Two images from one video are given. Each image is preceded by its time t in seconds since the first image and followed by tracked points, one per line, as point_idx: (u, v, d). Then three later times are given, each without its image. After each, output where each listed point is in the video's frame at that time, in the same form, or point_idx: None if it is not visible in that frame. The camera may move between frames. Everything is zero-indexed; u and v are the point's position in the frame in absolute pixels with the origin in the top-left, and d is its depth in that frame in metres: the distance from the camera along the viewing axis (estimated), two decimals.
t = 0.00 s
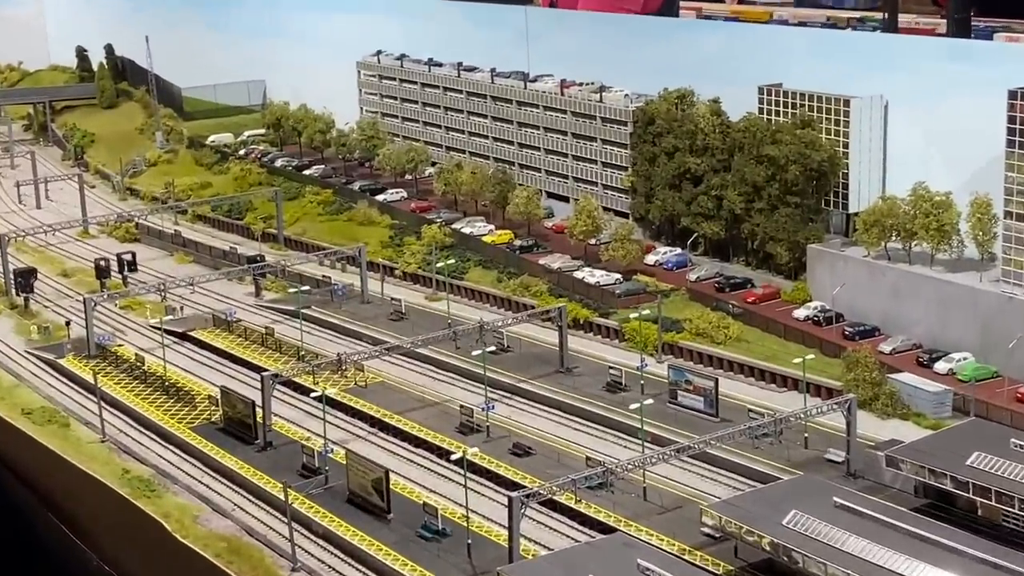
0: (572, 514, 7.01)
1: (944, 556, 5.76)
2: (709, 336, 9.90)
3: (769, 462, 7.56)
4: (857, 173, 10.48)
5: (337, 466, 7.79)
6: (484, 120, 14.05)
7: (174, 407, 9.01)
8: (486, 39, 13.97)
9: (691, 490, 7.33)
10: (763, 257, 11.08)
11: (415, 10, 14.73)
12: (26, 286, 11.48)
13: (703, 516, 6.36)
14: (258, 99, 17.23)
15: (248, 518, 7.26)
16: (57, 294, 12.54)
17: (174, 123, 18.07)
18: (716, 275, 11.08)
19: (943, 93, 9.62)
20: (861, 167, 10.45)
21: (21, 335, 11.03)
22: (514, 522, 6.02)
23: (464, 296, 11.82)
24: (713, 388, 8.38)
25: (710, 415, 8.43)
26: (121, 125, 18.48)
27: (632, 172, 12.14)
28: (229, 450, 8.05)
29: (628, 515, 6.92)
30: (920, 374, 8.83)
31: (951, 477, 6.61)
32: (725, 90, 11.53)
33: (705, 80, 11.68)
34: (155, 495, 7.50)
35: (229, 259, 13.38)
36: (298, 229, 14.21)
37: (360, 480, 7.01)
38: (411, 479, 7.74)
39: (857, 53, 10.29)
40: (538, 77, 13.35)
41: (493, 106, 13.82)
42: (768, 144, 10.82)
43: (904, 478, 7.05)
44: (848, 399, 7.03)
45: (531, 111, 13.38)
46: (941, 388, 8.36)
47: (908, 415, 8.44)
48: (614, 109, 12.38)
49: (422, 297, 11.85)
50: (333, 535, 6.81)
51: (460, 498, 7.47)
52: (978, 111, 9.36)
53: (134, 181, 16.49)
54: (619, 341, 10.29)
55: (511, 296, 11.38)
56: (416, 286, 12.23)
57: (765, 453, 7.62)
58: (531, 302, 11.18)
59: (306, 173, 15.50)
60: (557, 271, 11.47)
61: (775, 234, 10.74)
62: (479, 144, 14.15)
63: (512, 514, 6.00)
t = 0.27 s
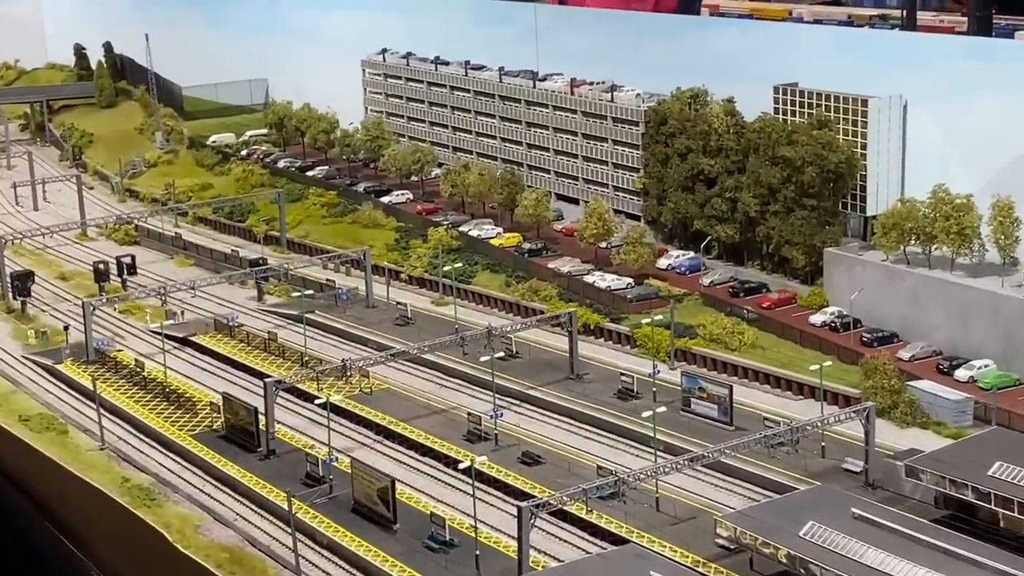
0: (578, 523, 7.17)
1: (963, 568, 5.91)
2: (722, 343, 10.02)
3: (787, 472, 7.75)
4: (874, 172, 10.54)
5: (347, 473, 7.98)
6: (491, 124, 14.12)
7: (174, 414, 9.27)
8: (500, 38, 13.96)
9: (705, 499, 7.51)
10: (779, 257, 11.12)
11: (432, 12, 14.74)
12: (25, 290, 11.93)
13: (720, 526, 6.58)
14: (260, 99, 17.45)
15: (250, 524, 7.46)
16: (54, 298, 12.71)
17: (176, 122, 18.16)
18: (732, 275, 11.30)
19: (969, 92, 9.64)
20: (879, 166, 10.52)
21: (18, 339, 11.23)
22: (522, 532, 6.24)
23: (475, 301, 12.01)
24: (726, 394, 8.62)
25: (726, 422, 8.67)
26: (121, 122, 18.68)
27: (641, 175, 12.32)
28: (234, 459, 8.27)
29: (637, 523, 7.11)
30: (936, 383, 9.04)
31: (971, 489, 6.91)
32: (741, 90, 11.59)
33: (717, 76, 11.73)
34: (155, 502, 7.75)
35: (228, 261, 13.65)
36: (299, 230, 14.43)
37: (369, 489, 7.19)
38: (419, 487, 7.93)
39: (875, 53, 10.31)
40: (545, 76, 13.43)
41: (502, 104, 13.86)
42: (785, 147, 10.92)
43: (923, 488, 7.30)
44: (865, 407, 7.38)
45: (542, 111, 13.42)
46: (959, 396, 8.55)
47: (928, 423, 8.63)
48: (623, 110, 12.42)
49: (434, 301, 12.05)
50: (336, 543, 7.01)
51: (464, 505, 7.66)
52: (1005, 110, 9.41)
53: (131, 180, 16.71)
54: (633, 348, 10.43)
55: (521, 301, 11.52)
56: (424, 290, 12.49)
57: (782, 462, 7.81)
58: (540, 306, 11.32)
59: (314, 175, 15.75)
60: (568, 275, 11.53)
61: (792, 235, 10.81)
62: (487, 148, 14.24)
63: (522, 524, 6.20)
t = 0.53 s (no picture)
0: (582, 535, 9.42)
1: (937, 563, 8.04)
2: (734, 350, 12.88)
3: (801, 482, 10.00)
4: (886, 187, 13.57)
5: (346, 484, 10.37)
6: (524, 112, 17.52)
7: (178, 422, 11.92)
8: (583, 44, 16.69)
9: (716, 510, 9.79)
10: (791, 267, 14.21)
11: (506, 32, 17.80)
12: (24, 295, 15.33)
13: (732, 537, 8.64)
14: (261, 101, 21.96)
15: (250, 536, 9.65)
16: (56, 304, 16.33)
17: (177, 126, 22.98)
18: (740, 289, 14.27)
19: (966, 101, 12.48)
20: (892, 172, 13.47)
21: (20, 345, 14.52)
22: (531, 541, 7.91)
23: (481, 307, 15.43)
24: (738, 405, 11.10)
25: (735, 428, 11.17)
26: (121, 121, 23.81)
27: (653, 179, 15.64)
28: (236, 468, 10.72)
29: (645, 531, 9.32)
30: (960, 391, 11.59)
31: (986, 500, 8.85)
32: (753, 95, 14.79)
33: (757, 87, 14.73)
34: (155, 514, 10.00)
35: (231, 267, 17.47)
36: (305, 235, 18.31)
37: (372, 498, 9.37)
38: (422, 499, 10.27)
39: (895, 57, 13.09)
40: (610, 83, 16.44)
41: (509, 107, 17.75)
42: (800, 151, 13.86)
43: (939, 501, 9.35)
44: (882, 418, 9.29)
45: (549, 113, 17.16)
46: (975, 406, 10.93)
47: (944, 431, 11.00)
48: (633, 112, 15.90)
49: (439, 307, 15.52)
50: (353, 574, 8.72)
51: (473, 518, 9.91)
52: (999, 115, 12.20)
53: (135, 183, 21.45)
54: (642, 355, 13.37)
55: (528, 307, 14.78)
56: (429, 293, 16.00)
57: (797, 473, 10.08)
58: (546, 312, 14.55)
59: (303, 177, 20.30)
60: (575, 283, 14.88)
61: (805, 243, 13.75)
62: (522, 139, 17.71)
63: (530, 535, 7.86)
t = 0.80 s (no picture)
0: (588, 544, 9.89)
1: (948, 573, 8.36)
2: (745, 355, 13.61)
3: (813, 491, 10.65)
4: (901, 191, 14.56)
5: (347, 494, 11.09)
6: (533, 113, 18.94)
7: (176, 430, 12.93)
8: (596, 47, 18.13)
9: (724, 519, 10.38)
10: (802, 271, 15.28)
11: (511, 31, 19.41)
12: (17, 300, 16.26)
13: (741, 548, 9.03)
14: (264, 98, 24.12)
15: (249, 545, 10.31)
16: (51, 309, 17.69)
17: (176, 126, 25.05)
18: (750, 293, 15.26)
19: (979, 101, 13.50)
20: (905, 177, 14.47)
21: (16, 350, 15.56)
22: (538, 549, 8.48)
23: (484, 311, 16.47)
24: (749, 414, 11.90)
25: (744, 434, 11.97)
26: (116, 121, 26.09)
27: (663, 180, 16.80)
28: (236, 476, 11.54)
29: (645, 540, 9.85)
30: (975, 398, 12.35)
31: (1001, 510, 9.22)
32: (764, 96, 15.97)
33: (767, 87, 15.93)
34: (153, 523, 10.45)
35: (230, 272, 18.75)
36: (305, 238, 19.75)
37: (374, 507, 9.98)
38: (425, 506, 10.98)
39: (915, 57, 14.11)
40: (618, 84, 17.85)
41: (514, 107, 19.26)
42: (807, 152, 14.94)
43: (952, 511, 9.82)
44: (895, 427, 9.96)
45: (554, 114, 18.59)
46: (991, 415, 11.57)
47: (958, 439, 11.64)
48: (641, 113, 17.14)
49: (441, 312, 16.57)
50: None
51: (480, 530, 10.56)
52: (1012, 113, 13.20)
53: (133, 187, 22.94)
54: (648, 361, 14.21)
55: (532, 312, 15.77)
56: (430, 299, 17.15)
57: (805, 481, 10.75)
58: (552, 317, 15.47)
59: (311, 181, 21.83)
60: (582, 288, 15.83)
61: (817, 247, 14.79)
62: (527, 140, 19.19)
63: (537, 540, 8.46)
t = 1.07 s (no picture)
0: (594, 553, 11.53)
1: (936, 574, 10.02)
2: (756, 361, 15.55)
3: (828, 502, 12.23)
4: (913, 192, 16.37)
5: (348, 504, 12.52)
6: (566, 119, 20.86)
7: (178, 439, 14.39)
8: (625, 51, 19.97)
9: (734, 528, 12.07)
10: (813, 275, 17.39)
11: (524, 37, 21.68)
12: (15, 303, 18.03)
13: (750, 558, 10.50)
14: (261, 97, 27.16)
15: (248, 554, 11.76)
16: (48, 311, 19.22)
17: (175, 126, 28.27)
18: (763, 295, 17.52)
19: (986, 107, 15.20)
20: (917, 184, 16.33)
21: (14, 355, 17.18)
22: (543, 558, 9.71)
23: (488, 315, 18.55)
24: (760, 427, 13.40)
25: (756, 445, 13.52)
26: (115, 122, 29.35)
27: (670, 180, 19.22)
28: (235, 486, 12.97)
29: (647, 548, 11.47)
30: (993, 406, 14.09)
31: (1014, 520, 10.67)
32: (775, 98, 18.00)
33: (779, 91, 17.94)
34: (152, 531, 12.09)
35: (232, 276, 20.35)
36: (309, 240, 21.91)
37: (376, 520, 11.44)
38: (426, 515, 12.52)
39: (930, 61, 15.81)
40: (626, 85, 20.07)
41: (519, 107, 21.69)
42: (819, 154, 16.93)
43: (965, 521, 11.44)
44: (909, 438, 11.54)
45: (558, 114, 21.00)
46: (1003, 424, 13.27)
47: (973, 448, 13.43)
48: (649, 113, 19.43)
49: (445, 317, 18.56)
50: None
51: (483, 539, 12.04)
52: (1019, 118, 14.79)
53: (131, 187, 25.62)
54: (660, 364, 16.23)
55: (537, 317, 17.77)
56: (436, 300, 19.27)
57: (819, 492, 12.44)
58: (559, 322, 17.47)
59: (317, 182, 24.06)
60: (591, 293, 17.78)
61: (829, 251, 16.85)
62: (562, 148, 21.07)
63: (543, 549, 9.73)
